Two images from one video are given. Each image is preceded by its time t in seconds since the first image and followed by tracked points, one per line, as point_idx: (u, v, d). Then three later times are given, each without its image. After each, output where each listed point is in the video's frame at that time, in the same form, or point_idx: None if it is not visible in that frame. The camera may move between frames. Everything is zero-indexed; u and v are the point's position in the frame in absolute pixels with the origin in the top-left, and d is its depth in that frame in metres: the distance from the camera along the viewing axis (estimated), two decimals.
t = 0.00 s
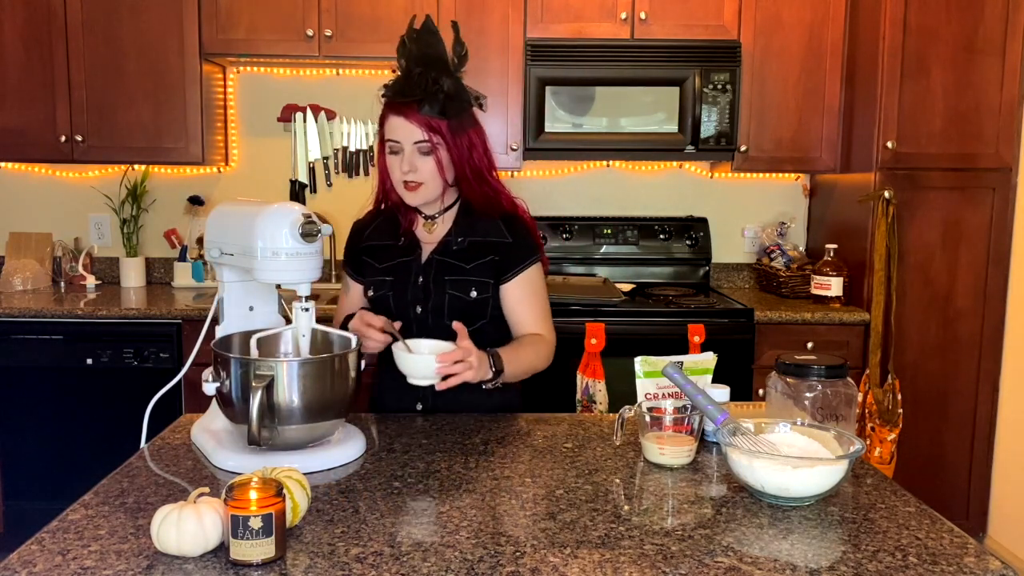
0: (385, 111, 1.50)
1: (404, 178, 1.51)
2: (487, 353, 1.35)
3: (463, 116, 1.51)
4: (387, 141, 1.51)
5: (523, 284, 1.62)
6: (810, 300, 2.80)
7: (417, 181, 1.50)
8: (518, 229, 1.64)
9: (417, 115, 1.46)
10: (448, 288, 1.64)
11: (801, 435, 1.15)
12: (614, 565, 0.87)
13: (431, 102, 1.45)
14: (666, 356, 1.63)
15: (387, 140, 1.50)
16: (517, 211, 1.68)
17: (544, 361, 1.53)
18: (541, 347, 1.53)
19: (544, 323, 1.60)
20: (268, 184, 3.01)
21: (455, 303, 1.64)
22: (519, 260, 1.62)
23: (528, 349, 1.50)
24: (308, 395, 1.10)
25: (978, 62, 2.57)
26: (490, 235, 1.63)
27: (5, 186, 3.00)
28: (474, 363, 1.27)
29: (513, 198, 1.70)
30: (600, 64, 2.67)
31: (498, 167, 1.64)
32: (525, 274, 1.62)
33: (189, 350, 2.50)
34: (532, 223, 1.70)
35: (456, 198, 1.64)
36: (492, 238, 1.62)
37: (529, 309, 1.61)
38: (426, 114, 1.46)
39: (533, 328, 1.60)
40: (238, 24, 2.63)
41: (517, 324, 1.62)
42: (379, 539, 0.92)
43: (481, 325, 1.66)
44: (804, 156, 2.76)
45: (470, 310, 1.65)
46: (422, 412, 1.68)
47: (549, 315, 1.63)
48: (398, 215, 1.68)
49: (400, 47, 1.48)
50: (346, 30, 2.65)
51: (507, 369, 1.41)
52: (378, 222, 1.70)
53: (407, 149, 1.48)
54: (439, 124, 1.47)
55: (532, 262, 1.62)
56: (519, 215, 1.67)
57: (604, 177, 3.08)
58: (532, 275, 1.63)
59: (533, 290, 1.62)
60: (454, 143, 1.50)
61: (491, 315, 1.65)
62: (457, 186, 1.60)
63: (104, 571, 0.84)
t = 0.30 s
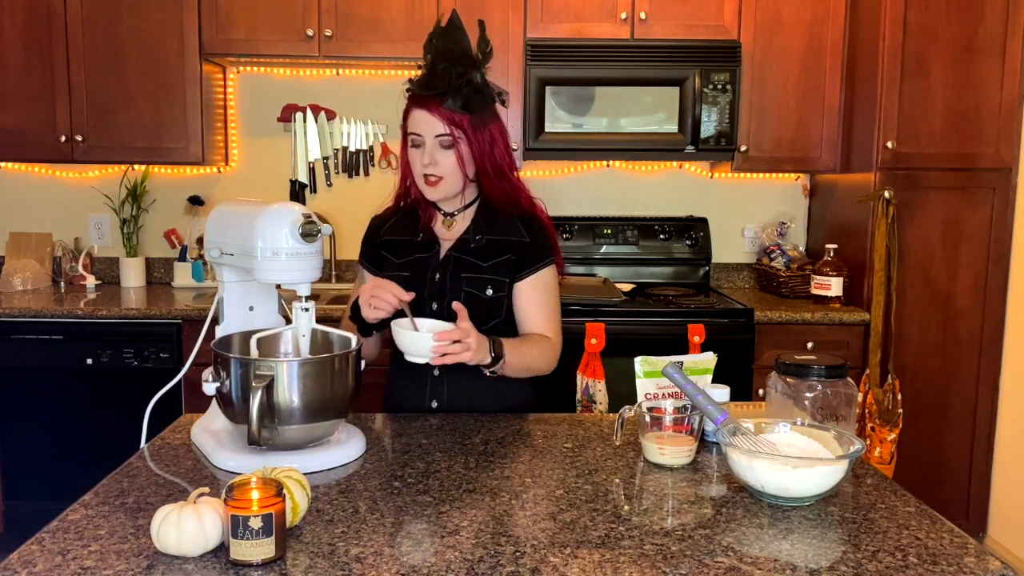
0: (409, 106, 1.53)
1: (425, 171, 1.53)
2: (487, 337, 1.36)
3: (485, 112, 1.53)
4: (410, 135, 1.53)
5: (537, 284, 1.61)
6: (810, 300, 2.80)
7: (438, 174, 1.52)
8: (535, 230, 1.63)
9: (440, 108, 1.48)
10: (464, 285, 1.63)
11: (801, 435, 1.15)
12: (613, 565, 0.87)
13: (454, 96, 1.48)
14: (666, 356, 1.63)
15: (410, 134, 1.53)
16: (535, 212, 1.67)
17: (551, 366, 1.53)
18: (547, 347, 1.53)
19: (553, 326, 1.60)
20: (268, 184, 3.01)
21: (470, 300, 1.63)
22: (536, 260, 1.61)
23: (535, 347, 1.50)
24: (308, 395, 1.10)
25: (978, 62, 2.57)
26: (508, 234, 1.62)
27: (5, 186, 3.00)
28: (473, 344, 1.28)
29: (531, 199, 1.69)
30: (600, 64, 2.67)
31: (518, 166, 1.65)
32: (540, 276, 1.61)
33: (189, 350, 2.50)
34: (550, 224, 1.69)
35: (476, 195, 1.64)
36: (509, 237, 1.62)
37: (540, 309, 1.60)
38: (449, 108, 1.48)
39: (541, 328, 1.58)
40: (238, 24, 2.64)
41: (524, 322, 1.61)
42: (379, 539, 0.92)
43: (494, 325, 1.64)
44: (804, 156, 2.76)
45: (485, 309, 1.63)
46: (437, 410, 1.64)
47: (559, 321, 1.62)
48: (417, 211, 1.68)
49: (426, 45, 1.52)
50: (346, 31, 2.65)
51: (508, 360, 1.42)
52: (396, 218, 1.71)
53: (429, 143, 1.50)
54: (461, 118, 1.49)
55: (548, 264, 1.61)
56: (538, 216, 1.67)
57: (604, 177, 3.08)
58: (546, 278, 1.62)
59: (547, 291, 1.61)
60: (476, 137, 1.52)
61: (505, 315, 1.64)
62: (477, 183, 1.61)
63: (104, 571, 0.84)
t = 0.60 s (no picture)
0: (418, 106, 1.53)
1: (432, 171, 1.54)
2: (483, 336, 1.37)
3: (493, 112, 1.53)
4: (418, 135, 1.54)
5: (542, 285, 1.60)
6: (810, 300, 2.80)
7: (444, 174, 1.53)
8: (543, 231, 1.62)
9: (447, 109, 1.48)
10: (468, 284, 1.64)
11: (801, 435, 1.15)
12: (614, 565, 0.87)
13: (461, 96, 1.48)
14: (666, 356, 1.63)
15: (418, 134, 1.54)
16: (543, 213, 1.66)
17: (554, 368, 1.53)
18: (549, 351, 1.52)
19: (558, 327, 1.59)
20: (268, 184, 3.01)
21: (474, 300, 1.63)
22: (543, 261, 1.60)
23: (534, 348, 1.49)
24: (308, 395, 1.10)
25: (978, 62, 2.57)
26: (516, 234, 1.61)
27: (6, 186, 3.00)
28: (464, 342, 1.27)
29: (540, 199, 1.69)
30: (600, 64, 2.67)
31: (526, 166, 1.64)
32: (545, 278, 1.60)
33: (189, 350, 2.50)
34: (557, 225, 1.68)
35: (484, 195, 1.64)
36: (516, 237, 1.61)
37: (544, 310, 1.59)
38: (456, 108, 1.48)
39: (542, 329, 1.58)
40: (238, 24, 2.64)
41: (527, 323, 1.61)
42: (379, 539, 0.92)
43: (498, 325, 1.64)
44: (804, 156, 2.76)
45: (489, 309, 1.63)
46: (438, 409, 1.64)
47: (565, 321, 1.61)
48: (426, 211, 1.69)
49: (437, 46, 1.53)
50: (346, 31, 2.65)
51: (504, 357, 1.41)
52: (407, 216, 1.72)
53: (436, 142, 1.51)
54: (468, 118, 1.49)
55: (556, 265, 1.60)
56: (546, 217, 1.66)
57: (604, 177, 3.08)
58: (552, 279, 1.61)
59: (552, 292, 1.60)
60: (482, 138, 1.52)
61: (510, 315, 1.63)
62: (484, 183, 1.61)
63: (104, 571, 0.84)
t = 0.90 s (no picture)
0: (416, 108, 1.53)
1: (430, 173, 1.54)
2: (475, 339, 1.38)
3: (490, 115, 1.52)
4: (417, 137, 1.53)
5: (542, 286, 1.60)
6: (810, 300, 2.80)
7: (443, 176, 1.53)
8: (543, 232, 1.62)
9: (444, 112, 1.48)
10: (467, 284, 1.64)
11: (801, 435, 1.15)
12: (614, 565, 0.87)
13: (458, 99, 1.47)
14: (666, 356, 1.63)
15: (416, 136, 1.53)
16: (544, 214, 1.66)
17: (553, 369, 1.54)
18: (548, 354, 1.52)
19: (557, 329, 1.58)
20: (268, 183, 3.01)
21: (473, 299, 1.64)
22: (543, 262, 1.60)
23: (531, 351, 1.49)
24: (308, 394, 1.10)
25: (978, 61, 2.57)
26: (516, 236, 1.61)
27: (5, 186, 3.00)
28: (456, 342, 1.29)
29: (541, 201, 1.68)
30: (601, 64, 2.67)
31: (526, 167, 1.63)
32: (545, 279, 1.60)
33: (189, 350, 2.50)
34: (558, 225, 1.67)
35: (484, 197, 1.63)
36: (517, 238, 1.61)
37: (542, 312, 1.59)
38: (454, 111, 1.48)
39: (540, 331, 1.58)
40: (238, 24, 2.64)
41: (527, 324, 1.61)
42: (379, 539, 0.92)
43: (497, 325, 1.64)
44: (804, 156, 2.76)
45: (488, 309, 1.64)
46: (438, 408, 1.64)
47: (565, 322, 1.61)
48: (428, 211, 1.69)
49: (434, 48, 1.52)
50: (346, 31, 2.65)
51: (498, 360, 1.42)
52: (410, 216, 1.72)
53: (433, 145, 1.51)
54: (466, 121, 1.49)
55: (557, 266, 1.60)
56: (546, 218, 1.66)
57: (604, 176, 3.08)
58: (552, 281, 1.60)
59: (551, 293, 1.60)
60: (479, 141, 1.51)
61: (508, 316, 1.64)
62: (483, 185, 1.61)
63: (104, 571, 0.84)
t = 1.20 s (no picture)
0: (417, 109, 1.53)
1: (431, 173, 1.53)
2: (472, 336, 1.37)
3: (491, 116, 1.52)
4: (417, 138, 1.53)
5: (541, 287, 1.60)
6: (810, 300, 2.80)
7: (444, 177, 1.53)
8: (543, 233, 1.62)
9: (445, 113, 1.48)
10: (466, 284, 1.64)
11: (801, 435, 1.15)
12: (613, 565, 0.87)
13: (459, 100, 1.47)
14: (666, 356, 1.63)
15: (417, 136, 1.53)
16: (543, 215, 1.66)
17: (551, 370, 1.53)
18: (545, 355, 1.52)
19: (556, 329, 1.58)
20: (268, 183, 3.01)
21: (472, 299, 1.64)
22: (543, 262, 1.60)
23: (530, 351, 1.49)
24: (308, 394, 1.10)
25: (978, 61, 2.57)
26: (516, 236, 1.62)
27: (5, 186, 3.00)
28: (455, 338, 1.28)
29: (540, 201, 1.68)
30: (600, 64, 2.67)
31: (526, 168, 1.64)
32: (544, 279, 1.59)
33: (189, 349, 2.50)
34: (558, 226, 1.68)
35: (484, 198, 1.64)
36: (516, 239, 1.61)
37: (541, 312, 1.58)
38: (454, 112, 1.48)
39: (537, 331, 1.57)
40: (238, 24, 2.63)
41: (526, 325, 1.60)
42: (379, 539, 0.92)
43: (497, 325, 1.64)
44: (804, 156, 2.76)
45: (487, 308, 1.64)
46: (438, 408, 1.64)
47: (563, 323, 1.61)
48: (427, 211, 1.69)
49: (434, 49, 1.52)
50: (346, 31, 2.65)
51: (495, 358, 1.41)
52: (410, 215, 1.72)
53: (434, 146, 1.51)
54: (466, 122, 1.49)
55: (556, 267, 1.60)
56: (546, 219, 1.66)
57: (604, 177, 3.08)
58: (551, 281, 1.60)
59: (550, 293, 1.60)
60: (480, 142, 1.51)
61: (507, 316, 1.64)
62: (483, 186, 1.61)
63: (104, 571, 0.84)
